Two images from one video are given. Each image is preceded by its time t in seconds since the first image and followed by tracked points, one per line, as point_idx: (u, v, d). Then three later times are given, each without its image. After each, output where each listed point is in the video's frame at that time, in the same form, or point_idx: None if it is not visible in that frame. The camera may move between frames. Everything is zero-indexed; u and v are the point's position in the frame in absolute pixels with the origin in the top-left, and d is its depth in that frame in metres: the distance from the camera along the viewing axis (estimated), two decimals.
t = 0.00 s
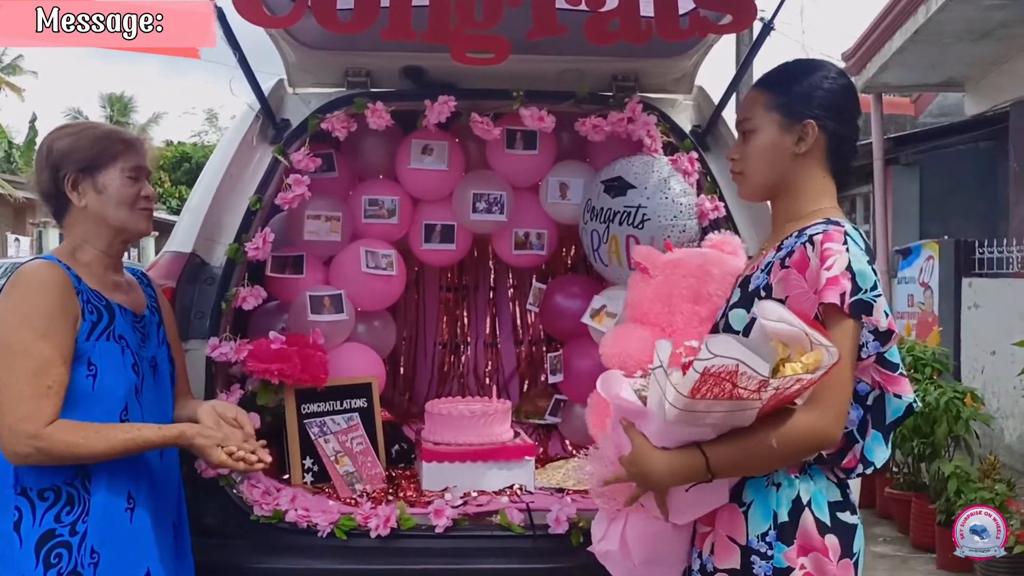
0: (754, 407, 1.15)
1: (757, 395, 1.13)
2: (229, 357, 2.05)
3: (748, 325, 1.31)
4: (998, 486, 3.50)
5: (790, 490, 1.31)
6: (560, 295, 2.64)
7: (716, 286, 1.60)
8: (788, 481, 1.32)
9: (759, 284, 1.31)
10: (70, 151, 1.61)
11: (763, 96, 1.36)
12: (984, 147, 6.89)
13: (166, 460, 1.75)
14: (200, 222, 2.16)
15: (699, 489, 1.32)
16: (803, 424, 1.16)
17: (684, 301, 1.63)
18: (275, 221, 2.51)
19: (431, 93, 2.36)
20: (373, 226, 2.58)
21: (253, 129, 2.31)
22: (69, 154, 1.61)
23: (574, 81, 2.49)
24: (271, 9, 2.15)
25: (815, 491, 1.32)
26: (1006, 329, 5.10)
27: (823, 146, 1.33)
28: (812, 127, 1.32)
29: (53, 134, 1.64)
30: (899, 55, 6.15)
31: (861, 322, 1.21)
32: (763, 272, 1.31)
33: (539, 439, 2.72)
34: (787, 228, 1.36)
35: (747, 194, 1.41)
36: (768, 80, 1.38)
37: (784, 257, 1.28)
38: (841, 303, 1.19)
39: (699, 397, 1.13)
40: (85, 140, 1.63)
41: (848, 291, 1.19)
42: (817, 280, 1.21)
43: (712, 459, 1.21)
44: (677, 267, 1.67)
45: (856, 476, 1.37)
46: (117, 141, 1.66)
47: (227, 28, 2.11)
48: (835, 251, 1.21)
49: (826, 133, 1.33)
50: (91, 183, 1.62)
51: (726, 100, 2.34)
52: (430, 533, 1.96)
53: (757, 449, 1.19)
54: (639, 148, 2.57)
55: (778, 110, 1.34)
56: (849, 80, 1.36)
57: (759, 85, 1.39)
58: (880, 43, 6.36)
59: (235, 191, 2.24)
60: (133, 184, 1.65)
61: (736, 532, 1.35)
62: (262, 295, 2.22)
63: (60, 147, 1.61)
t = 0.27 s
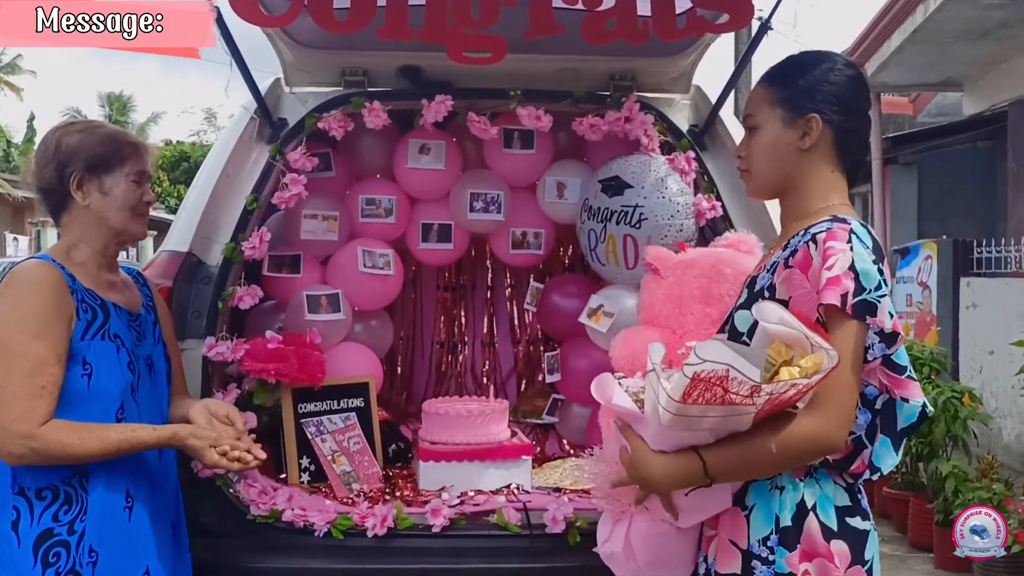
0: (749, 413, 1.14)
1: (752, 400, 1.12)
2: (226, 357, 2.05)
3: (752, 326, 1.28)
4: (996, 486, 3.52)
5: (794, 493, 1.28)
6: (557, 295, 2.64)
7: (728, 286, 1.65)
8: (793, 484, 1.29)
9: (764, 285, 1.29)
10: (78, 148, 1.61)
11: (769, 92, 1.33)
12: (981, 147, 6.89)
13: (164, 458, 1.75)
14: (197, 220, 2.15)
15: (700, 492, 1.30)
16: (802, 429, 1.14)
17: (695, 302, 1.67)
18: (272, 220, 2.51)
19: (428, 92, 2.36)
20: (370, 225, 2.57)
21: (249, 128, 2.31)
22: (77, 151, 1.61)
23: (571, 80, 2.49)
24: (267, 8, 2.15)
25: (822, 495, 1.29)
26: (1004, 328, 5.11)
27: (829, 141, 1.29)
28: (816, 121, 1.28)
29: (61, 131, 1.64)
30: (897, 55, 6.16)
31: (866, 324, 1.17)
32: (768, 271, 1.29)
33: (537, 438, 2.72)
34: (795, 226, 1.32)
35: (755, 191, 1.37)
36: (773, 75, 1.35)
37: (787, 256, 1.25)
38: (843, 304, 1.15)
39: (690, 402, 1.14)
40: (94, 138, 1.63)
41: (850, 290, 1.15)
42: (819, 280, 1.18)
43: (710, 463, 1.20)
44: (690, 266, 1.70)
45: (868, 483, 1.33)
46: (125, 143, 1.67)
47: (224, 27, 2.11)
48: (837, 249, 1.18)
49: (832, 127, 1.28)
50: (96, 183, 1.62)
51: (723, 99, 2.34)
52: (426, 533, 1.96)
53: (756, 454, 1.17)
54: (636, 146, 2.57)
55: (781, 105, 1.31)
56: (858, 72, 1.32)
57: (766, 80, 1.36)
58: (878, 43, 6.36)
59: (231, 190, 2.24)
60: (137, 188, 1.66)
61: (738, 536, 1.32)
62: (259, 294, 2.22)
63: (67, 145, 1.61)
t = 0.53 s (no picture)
0: (771, 420, 1.08)
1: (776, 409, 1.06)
2: (226, 355, 2.04)
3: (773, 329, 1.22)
4: (996, 484, 3.53)
5: (818, 497, 1.22)
6: (557, 293, 2.64)
7: (742, 288, 1.82)
8: (817, 488, 1.22)
9: (784, 285, 1.23)
10: (89, 148, 1.61)
11: (783, 84, 1.27)
12: (982, 149, 6.96)
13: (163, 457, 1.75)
14: (196, 219, 2.15)
15: (720, 501, 1.25)
16: (827, 436, 1.08)
17: (707, 303, 1.87)
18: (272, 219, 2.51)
19: (428, 90, 2.36)
20: (370, 224, 2.57)
21: (249, 126, 2.31)
22: (87, 151, 1.61)
23: (571, 78, 2.49)
24: (267, 6, 2.15)
25: (848, 499, 1.22)
26: (1004, 327, 5.13)
27: (848, 134, 1.22)
28: (832, 114, 1.21)
29: (72, 128, 1.63)
30: (896, 54, 6.16)
31: (892, 327, 1.12)
32: (789, 271, 1.23)
33: (537, 437, 2.71)
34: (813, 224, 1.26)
35: (772, 188, 1.31)
36: (787, 67, 1.29)
37: (810, 255, 1.19)
38: (868, 307, 1.10)
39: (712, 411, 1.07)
40: (106, 140, 1.63)
41: (875, 293, 1.10)
42: (843, 282, 1.13)
43: (730, 471, 1.14)
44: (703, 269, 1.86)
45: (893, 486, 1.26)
46: (136, 147, 1.67)
47: (223, 25, 2.11)
48: (861, 249, 1.12)
49: (850, 120, 1.22)
50: (104, 184, 1.62)
51: (723, 97, 2.34)
52: (426, 531, 1.96)
53: (779, 462, 1.11)
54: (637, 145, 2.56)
55: (796, 98, 1.25)
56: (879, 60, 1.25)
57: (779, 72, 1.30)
58: (877, 42, 6.37)
59: (231, 189, 2.23)
60: (142, 193, 1.67)
61: (759, 543, 1.26)
62: (259, 292, 2.22)
63: (78, 144, 1.61)
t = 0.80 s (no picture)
0: (812, 435, 1.03)
1: (817, 423, 1.01)
2: (229, 353, 2.05)
3: (802, 335, 1.18)
4: (996, 483, 3.54)
5: (851, 501, 1.18)
6: (560, 292, 2.64)
7: (759, 292, 1.77)
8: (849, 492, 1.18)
9: (812, 290, 1.18)
10: (108, 149, 1.62)
11: (801, 81, 1.23)
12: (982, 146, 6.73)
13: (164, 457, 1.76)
14: (198, 219, 2.15)
15: (750, 510, 1.21)
16: (866, 443, 1.04)
17: (724, 308, 1.85)
18: (274, 218, 2.51)
19: (430, 89, 2.36)
20: (371, 223, 2.58)
21: (252, 125, 2.31)
22: (106, 152, 1.62)
23: (573, 77, 2.49)
24: (271, 5, 2.15)
25: (880, 503, 1.18)
26: (1005, 326, 5.14)
27: (869, 132, 1.17)
28: (851, 112, 1.17)
29: (93, 128, 1.64)
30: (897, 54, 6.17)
31: (923, 333, 1.06)
32: (816, 275, 1.18)
33: (538, 436, 2.71)
34: (838, 226, 1.21)
35: (794, 187, 1.27)
36: (806, 63, 1.24)
37: (839, 259, 1.13)
38: (903, 313, 1.05)
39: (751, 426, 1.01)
40: (126, 142, 1.64)
41: (908, 299, 1.05)
42: (874, 287, 1.07)
43: (765, 483, 1.08)
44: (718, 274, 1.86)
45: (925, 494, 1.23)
46: (153, 151, 1.69)
47: (228, 25, 2.11)
48: (894, 253, 1.07)
49: (871, 117, 1.17)
50: (120, 186, 1.63)
51: (724, 97, 2.35)
52: (429, 529, 1.97)
53: (817, 472, 1.06)
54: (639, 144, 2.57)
55: (814, 96, 1.20)
56: (902, 55, 1.20)
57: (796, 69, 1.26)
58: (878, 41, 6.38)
59: (234, 189, 2.24)
60: (156, 197, 1.69)
61: (789, 550, 1.22)
62: (261, 291, 2.22)
63: (99, 144, 1.62)
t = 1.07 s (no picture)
0: (825, 436, 1.02)
1: (829, 424, 1.00)
2: (229, 352, 2.05)
3: (819, 337, 1.18)
4: (996, 483, 3.53)
5: (872, 504, 1.18)
6: (561, 292, 2.64)
7: (776, 294, 1.82)
8: (870, 496, 1.18)
9: (830, 291, 1.18)
10: (111, 149, 1.62)
11: (818, 80, 1.23)
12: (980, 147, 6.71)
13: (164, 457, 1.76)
14: (200, 219, 2.16)
15: (765, 514, 1.20)
16: (884, 447, 1.02)
17: (739, 311, 1.89)
18: (276, 218, 2.51)
19: (432, 88, 2.36)
20: (372, 222, 2.58)
21: (253, 125, 2.31)
22: (109, 152, 1.62)
23: (575, 77, 2.49)
24: (272, 4, 2.15)
25: (901, 507, 1.18)
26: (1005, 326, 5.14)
27: (885, 130, 1.17)
28: (867, 109, 1.16)
29: (99, 127, 1.64)
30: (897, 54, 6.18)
31: (944, 335, 1.04)
32: (833, 276, 1.18)
33: (539, 436, 2.72)
34: (855, 226, 1.21)
35: (811, 186, 1.27)
36: (820, 62, 1.24)
37: (858, 259, 1.13)
38: (920, 315, 1.03)
39: (761, 425, 1.02)
40: (130, 142, 1.65)
41: (926, 300, 1.03)
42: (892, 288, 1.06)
43: (779, 486, 1.08)
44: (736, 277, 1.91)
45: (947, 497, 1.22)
46: (156, 151, 1.69)
47: (229, 24, 2.11)
48: (912, 254, 1.06)
49: (887, 115, 1.16)
50: (123, 186, 1.63)
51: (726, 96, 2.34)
52: (430, 529, 1.97)
53: (832, 475, 1.05)
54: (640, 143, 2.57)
55: (830, 94, 1.20)
56: (921, 52, 1.18)
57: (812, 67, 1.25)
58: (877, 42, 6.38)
59: (236, 188, 2.23)
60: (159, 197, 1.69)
61: (808, 554, 1.22)
62: (262, 290, 2.23)
63: (103, 143, 1.62)
